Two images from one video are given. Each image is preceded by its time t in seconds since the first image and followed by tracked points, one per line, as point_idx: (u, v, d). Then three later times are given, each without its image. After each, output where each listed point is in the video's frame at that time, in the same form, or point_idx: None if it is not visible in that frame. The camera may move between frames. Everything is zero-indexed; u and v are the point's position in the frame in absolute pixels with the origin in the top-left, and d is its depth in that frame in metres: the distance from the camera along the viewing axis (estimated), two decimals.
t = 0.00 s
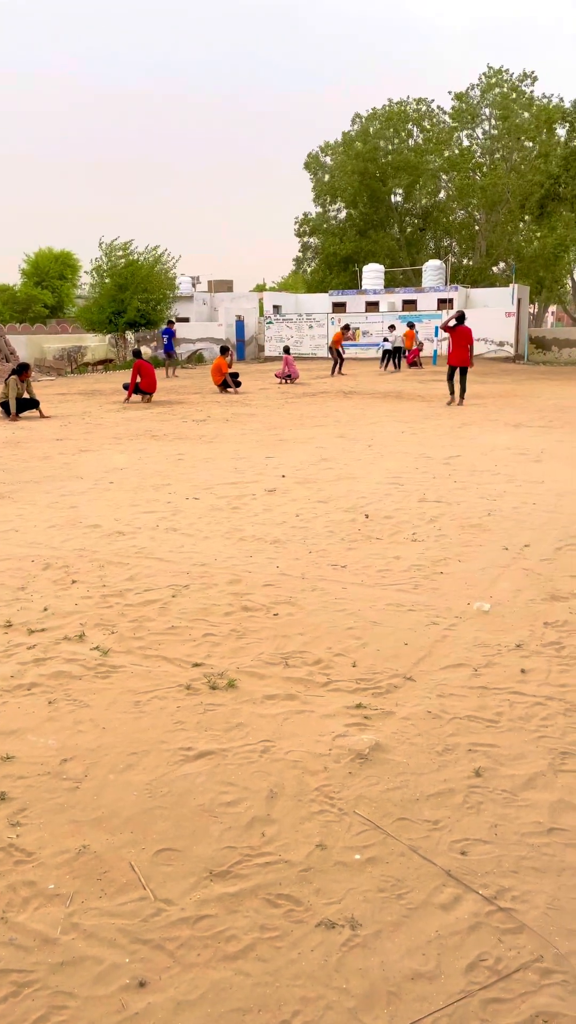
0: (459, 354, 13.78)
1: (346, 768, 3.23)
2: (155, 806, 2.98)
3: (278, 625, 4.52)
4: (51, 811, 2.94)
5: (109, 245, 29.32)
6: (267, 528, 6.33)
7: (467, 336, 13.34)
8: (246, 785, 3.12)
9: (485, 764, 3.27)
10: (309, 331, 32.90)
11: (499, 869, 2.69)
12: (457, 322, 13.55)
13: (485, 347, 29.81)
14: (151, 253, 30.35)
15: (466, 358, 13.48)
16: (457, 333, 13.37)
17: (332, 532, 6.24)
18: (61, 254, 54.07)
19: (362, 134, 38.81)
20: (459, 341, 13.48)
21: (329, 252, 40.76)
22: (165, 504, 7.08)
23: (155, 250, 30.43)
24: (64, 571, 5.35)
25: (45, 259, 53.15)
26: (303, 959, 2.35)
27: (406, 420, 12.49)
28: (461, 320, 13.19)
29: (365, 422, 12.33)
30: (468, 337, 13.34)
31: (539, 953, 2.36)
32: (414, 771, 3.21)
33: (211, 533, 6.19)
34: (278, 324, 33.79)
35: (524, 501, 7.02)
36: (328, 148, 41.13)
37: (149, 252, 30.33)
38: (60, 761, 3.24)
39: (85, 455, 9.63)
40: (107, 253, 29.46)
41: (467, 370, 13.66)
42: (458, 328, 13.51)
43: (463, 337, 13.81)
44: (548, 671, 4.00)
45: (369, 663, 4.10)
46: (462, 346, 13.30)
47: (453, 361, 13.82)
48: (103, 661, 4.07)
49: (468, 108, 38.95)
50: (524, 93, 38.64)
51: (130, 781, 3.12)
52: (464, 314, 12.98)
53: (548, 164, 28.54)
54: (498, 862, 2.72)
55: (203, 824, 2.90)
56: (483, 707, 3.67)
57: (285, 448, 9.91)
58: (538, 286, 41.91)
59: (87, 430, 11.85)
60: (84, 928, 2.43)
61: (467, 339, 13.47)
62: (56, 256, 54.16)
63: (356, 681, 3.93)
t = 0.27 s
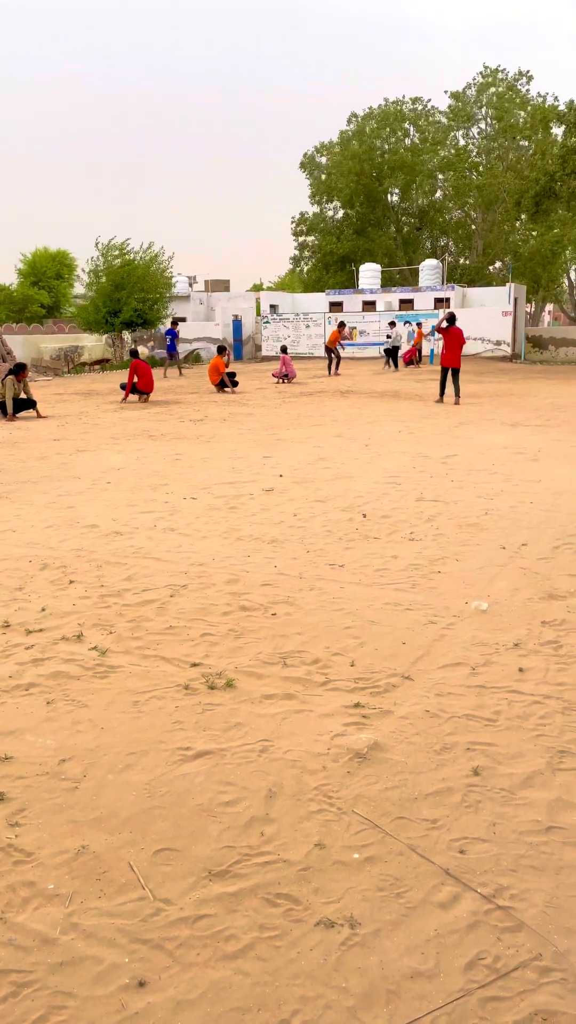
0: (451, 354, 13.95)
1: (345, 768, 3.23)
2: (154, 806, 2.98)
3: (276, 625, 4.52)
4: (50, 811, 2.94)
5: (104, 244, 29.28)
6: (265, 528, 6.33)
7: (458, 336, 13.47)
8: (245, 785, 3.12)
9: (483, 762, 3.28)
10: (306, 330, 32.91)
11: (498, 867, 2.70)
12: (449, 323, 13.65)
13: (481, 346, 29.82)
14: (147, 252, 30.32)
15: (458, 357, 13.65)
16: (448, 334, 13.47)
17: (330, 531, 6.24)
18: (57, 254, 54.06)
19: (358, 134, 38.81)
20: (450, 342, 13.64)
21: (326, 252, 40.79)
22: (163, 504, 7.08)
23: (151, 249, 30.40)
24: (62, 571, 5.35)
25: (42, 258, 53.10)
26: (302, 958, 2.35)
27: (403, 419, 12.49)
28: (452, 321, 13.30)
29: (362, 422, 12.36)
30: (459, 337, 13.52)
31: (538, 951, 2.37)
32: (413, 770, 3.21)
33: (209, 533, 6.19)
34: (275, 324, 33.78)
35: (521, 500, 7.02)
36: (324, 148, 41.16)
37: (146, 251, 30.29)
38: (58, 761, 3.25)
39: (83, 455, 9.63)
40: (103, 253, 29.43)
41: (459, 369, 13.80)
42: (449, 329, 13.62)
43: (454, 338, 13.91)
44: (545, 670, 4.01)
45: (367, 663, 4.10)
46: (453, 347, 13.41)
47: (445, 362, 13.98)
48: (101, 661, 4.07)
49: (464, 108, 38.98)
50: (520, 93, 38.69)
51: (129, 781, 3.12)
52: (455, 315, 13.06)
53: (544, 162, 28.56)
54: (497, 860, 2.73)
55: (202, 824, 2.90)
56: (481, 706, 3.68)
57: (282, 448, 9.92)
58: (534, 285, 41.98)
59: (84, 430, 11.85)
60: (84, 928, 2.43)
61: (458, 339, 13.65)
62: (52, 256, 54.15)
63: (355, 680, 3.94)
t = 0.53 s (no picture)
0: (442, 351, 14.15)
1: (343, 765, 3.24)
2: (152, 804, 2.99)
3: (274, 623, 4.52)
4: (48, 810, 2.94)
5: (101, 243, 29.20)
6: (262, 526, 6.33)
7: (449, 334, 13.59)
8: (244, 783, 3.12)
9: (481, 760, 3.28)
10: (303, 328, 32.89)
11: (496, 864, 2.71)
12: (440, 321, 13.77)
13: (479, 344, 29.83)
14: (144, 250, 30.27)
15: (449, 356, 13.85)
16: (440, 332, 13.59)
17: (328, 529, 6.24)
18: (54, 252, 53.95)
19: (355, 132, 38.77)
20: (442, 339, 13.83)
21: (323, 250, 40.79)
22: (161, 503, 7.08)
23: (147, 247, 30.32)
24: (60, 569, 5.35)
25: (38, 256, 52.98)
26: (301, 955, 2.36)
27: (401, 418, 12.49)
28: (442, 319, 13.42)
29: (360, 419, 12.36)
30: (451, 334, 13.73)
31: (536, 947, 2.38)
32: (411, 768, 3.22)
33: (207, 531, 6.19)
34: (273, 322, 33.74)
35: (519, 498, 7.02)
36: (321, 146, 41.13)
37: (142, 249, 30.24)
38: (57, 760, 3.25)
39: (81, 453, 9.62)
40: (99, 251, 29.38)
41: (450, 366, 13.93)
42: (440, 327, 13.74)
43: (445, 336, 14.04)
44: (543, 667, 4.01)
45: (365, 661, 4.11)
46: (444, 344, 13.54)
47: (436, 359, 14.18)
48: (100, 660, 4.07)
49: (461, 106, 38.95)
50: (516, 90, 38.67)
51: (127, 779, 3.13)
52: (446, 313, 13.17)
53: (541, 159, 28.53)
54: (495, 857, 2.74)
55: (200, 822, 2.90)
56: (479, 704, 3.68)
57: (280, 446, 9.93)
58: (532, 284, 41.99)
59: (82, 429, 11.84)
60: (83, 926, 2.43)
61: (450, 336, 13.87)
62: (49, 254, 54.04)
63: (353, 678, 3.94)
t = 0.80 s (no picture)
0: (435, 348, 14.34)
1: (342, 763, 3.24)
2: (151, 802, 2.99)
3: (272, 621, 4.52)
4: (47, 808, 2.94)
5: (99, 241, 29.15)
6: (261, 524, 6.33)
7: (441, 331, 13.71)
8: (242, 781, 3.12)
9: (480, 757, 3.28)
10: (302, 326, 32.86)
11: (494, 861, 2.71)
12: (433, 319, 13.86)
13: (477, 342, 29.80)
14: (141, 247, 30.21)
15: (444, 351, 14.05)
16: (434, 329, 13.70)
17: (327, 527, 6.24)
18: (53, 251, 53.89)
19: (353, 130, 38.71)
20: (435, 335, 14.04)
21: (322, 248, 40.76)
22: (159, 501, 7.06)
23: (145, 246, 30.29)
24: (58, 568, 5.34)
25: (37, 254, 52.94)
26: (299, 952, 2.36)
27: (399, 416, 12.49)
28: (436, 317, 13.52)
29: (359, 417, 12.36)
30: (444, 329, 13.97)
31: (535, 944, 2.38)
32: (409, 765, 3.22)
33: (206, 529, 6.18)
34: (272, 320, 33.70)
35: (517, 496, 7.02)
36: (319, 144, 41.06)
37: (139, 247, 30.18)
38: (55, 758, 3.24)
39: (79, 452, 9.60)
40: (96, 249, 29.32)
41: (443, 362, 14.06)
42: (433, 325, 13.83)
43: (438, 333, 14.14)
44: (542, 665, 4.01)
45: (364, 658, 4.10)
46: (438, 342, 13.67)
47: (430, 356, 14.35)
48: (98, 658, 4.07)
49: (460, 103, 38.89)
50: (515, 88, 38.62)
51: (126, 778, 3.12)
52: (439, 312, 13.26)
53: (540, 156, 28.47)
54: (494, 854, 2.74)
55: (199, 820, 2.90)
56: (477, 701, 3.68)
57: (278, 444, 9.91)
58: (531, 282, 41.97)
59: (80, 427, 11.83)
60: (81, 924, 2.43)
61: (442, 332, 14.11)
62: (47, 252, 53.96)
63: (351, 676, 3.94)
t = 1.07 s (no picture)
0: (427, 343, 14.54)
1: (340, 759, 3.24)
2: (149, 798, 2.99)
3: (270, 618, 4.52)
4: (45, 804, 2.94)
5: (96, 237, 29.09)
6: (259, 521, 6.32)
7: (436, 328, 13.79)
8: (240, 777, 3.12)
9: (477, 753, 3.28)
10: (300, 323, 32.84)
11: (492, 856, 2.71)
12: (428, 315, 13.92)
13: (476, 338, 29.79)
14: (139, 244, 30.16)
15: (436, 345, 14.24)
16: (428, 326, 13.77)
17: (325, 524, 6.24)
18: (51, 248, 53.83)
19: (352, 126, 38.65)
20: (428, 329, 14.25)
21: (320, 245, 40.72)
22: (157, 498, 7.06)
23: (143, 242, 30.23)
24: (56, 564, 5.34)
25: (35, 252, 52.93)
26: (297, 948, 2.36)
27: (398, 412, 12.48)
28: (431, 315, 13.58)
29: (357, 414, 12.36)
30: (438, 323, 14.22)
31: (532, 940, 2.38)
32: (407, 761, 3.22)
33: (204, 526, 6.18)
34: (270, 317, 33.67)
35: (516, 493, 7.01)
36: (317, 141, 40.96)
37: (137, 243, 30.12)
38: (53, 754, 3.24)
39: (77, 449, 9.60)
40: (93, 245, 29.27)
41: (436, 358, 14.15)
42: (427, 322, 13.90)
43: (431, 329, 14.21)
44: (540, 661, 4.01)
45: (362, 655, 4.11)
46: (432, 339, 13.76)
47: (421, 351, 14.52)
48: (96, 654, 4.07)
49: (458, 99, 38.82)
50: (513, 84, 38.56)
51: (124, 774, 3.12)
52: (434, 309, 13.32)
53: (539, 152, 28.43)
54: (492, 850, 2.74)
55: (197, 816, 2.90)
56: (475, 697, 3.69)
57: (276, 441, 9.91)
58: (529, 278, 41.97)
59: (79, 424, 11.82)
60: (79, 920, 2.43)
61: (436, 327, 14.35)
62: (45, 249, 53.89)
63: (349, 672, 3.94)
